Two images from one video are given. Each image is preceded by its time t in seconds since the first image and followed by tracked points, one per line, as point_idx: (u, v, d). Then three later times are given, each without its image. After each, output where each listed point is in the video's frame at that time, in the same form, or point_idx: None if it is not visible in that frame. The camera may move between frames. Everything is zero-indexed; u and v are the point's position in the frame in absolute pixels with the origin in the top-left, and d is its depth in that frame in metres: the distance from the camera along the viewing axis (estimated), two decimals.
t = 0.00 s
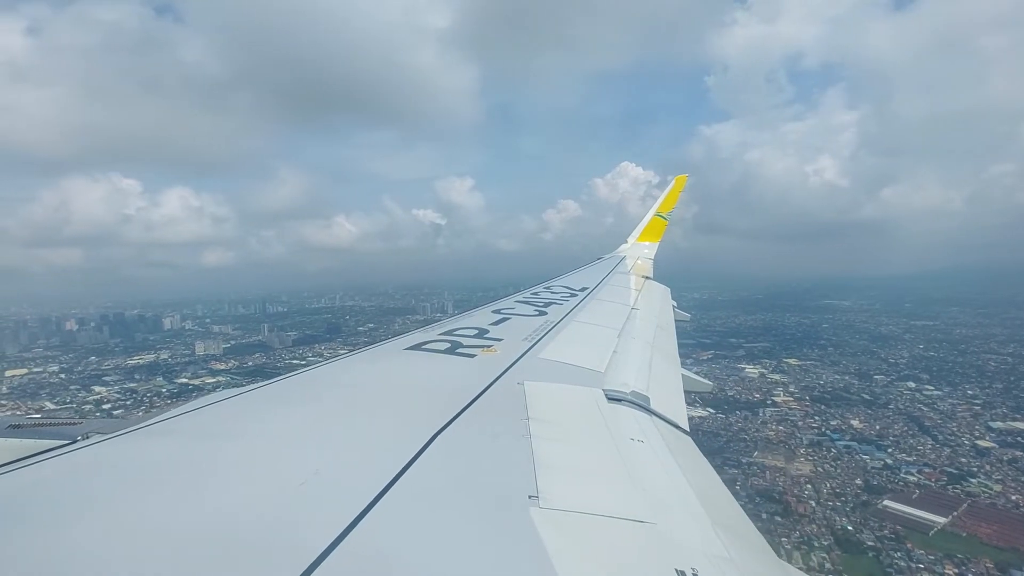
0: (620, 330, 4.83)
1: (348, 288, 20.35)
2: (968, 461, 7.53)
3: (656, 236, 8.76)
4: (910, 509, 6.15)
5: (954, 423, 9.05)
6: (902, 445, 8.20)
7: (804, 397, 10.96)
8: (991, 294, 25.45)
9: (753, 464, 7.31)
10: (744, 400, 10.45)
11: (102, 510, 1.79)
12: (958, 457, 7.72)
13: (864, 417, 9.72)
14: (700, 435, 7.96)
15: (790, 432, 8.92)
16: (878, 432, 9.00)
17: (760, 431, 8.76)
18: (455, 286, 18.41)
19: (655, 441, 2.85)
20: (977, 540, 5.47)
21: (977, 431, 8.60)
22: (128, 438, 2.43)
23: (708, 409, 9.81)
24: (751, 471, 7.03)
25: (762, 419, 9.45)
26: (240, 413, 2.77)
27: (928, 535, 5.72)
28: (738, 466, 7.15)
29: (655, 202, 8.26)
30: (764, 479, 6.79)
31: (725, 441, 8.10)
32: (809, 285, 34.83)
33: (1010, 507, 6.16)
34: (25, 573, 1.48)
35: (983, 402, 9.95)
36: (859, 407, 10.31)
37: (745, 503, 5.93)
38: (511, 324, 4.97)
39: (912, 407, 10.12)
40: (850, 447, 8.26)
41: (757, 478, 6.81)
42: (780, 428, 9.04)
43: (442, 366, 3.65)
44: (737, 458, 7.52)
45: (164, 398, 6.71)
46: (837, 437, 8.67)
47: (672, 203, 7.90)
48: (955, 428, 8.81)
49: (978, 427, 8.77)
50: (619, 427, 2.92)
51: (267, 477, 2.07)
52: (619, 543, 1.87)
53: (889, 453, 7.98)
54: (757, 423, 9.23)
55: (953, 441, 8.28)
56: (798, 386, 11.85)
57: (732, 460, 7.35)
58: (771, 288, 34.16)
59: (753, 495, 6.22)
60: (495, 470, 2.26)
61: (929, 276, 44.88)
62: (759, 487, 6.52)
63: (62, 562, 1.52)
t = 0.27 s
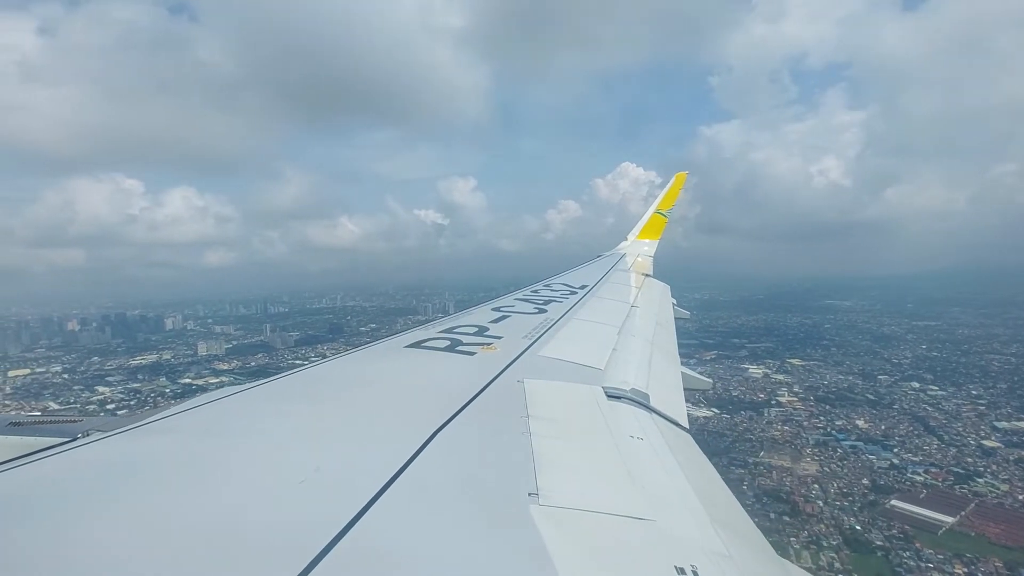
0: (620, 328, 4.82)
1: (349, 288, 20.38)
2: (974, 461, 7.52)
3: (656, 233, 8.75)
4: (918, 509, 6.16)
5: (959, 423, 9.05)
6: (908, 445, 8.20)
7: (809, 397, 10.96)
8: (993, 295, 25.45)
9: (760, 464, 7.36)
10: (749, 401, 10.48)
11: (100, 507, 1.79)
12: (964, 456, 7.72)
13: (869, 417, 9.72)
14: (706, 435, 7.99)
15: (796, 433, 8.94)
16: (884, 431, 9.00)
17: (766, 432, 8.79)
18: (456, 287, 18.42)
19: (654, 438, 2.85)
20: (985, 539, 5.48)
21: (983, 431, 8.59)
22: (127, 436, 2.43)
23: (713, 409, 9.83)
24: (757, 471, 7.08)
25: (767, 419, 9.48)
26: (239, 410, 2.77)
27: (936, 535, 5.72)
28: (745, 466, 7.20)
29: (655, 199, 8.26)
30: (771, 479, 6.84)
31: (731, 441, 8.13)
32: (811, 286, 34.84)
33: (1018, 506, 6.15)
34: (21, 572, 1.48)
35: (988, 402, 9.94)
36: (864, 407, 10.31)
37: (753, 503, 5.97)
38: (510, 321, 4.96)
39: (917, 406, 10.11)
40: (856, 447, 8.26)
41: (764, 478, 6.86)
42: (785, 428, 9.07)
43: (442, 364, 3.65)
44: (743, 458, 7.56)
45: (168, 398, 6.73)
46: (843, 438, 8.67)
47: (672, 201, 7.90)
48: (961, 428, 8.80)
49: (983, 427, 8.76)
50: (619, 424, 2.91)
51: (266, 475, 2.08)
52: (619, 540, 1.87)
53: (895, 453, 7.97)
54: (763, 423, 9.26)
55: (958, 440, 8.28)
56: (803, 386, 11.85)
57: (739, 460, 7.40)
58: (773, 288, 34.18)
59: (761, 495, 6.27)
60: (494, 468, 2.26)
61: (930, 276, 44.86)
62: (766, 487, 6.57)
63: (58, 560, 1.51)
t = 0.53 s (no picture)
0: (620, 326, 4.82)
1: (351, 289, 20.38)
2: (982, 461, 7.51)
3: (656, 231, 8.76)
4: (926, 508, 6.16)
5: (965, 423, 9.03)
6: (915, 445, 8.18)
7: (814, 397, 10.95)
8: (996, 295, 25.42)
9: (767, 464, 7.42)
10: (754, 401, 10.50)
11: (100, 505, 1.80)
12: (971, 456, 7.71)
13: (875, 418, 9.70)
14: (713, 436, 8.03)
15: (802, 433, 8.93)
16: (890, 431, 8.99)
17: (772, 432, 8.80)
18: (458, 286, 18.41)
19: (654, 436, 2.86)
20: (994, 539, 5.48)
21: (989, 431, 8.57)
22: (128, 433, 2.43)
23: (718, 408, 9.86)
24: (765, 471, 7.15)
25: (773, 419, 9.52)
26: (238, 408, 2.78)
27: (946, 535, 5.71)
28: (753, 466, 7.26)
29: (655, 197, 8.26)
30: (779, 479, 6.92)
31: (737, 441, 8.17)
32: (813, 287, 34.82)
33: None
34: (20, 571, 1.48)
35: (993, 402, 9.93)
36: (869, 407, 10.29)
37: (762, 503, 6.09)
38: (510, 319, 4.96)
39: (922, 407, 10.10)
40: (863, 447, 8.26)
41: (772, 479, 6.92)
42: (791, 429, 9.09)
43: (442, 362, 3.65)
44: (750, 458, 7.62)
45: (172, 397, 6.74)
46: (849, 437, 8.67)
47: (672, 199, 7.90)
48: (967, 428, 8.78)
49: (990, 428, 8.74)
50: (619, 422, 2.92)
51: (267, 472, 2.09)
52: (618, 537, 1.88)
53: (902, 453, 7.96)
54: (768, 423, 9.27)
55: (965, 440, 8.26)
56: (807, 386, 11.85)
57: (747, 459, 7.48)
58: (775, 289, 34.16)
59: (769, 495, 6.34)
60: (494, 466, 2.27)
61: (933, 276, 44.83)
62: (774, 487, 6.65)
63: (58, 558, 1.52)
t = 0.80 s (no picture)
0: (620, 326, 4.82)
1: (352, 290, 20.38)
2: (989, 461, 7.49)
3: (656, 230, 8.76)
4: (935, 508, 6.15)
5: (971, 423, 9.01)
6: (921, 445, 8.17)
7: (819, 398, 10.94)
8: (999, 296, 25.37)
9: (774, 465, 7.44)
10: (759, 402, 10.52)
11: (100, 505, 1.80)
12: (978, 456, 7.69)
13: (880, 419, 9.68)
14: (719, 436, 8.07)
15: (808, 433, 8.93)
16: (896, 432, 8.98)
17: (778, 433, 8.81)
18: (459, 287, 18.41)
19: (654, 436, 2.85)
20: (1004, 539, 5.47)
21: (996, 432, 8.55)
22: (128, 433, 2.44)
23: (723, 409, 9.87)
24: (772, 472, 7.18)
25: (779, 420, 9.53)
26: (238, 408, 2.78)
27: (955, 535, 5.70)
28: (760, 467, 7.28)
29: (655, 197, 8.26)
30: (787, 480, 6.95)
31: (743, 442, 8.18)
32: (815, 287, 34.78)
33: None
34: (19, 570, 1.48)
35: (998, 403, 9.91)
36: (874, 408, 10.27)
37: (770, 504, 6.14)
38: (510, 319, 4.96)
39: (928, 407, 10.08)
40: (869, 447, 8.24)
41: (779, 480, 6.94)
42: (797, 429, 9.09)
43: (442, 361, 3.65)
44: (758, 458, 7.65)
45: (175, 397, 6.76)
46: (856, 438, 8.66)
47: (672, 198, 7.90)
48: (973, 428, 8.76)
49: (995, 428, 8.72)
50: (619, 422, 2.92)
51: (268, 472, 2.09)
52: (618, 537, 1.88)
53: (908, 453, 7.95)
54: (774, 424, 9.28)
55: (972, 441, 8.24)
56: (812, 387, 11.83)
57: (753, 460, 7.52)
58: (777, 290, 34.13)
59: (777, 496, 6.37)
60: (494, 465, 2.27)
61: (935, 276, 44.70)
62: (782, 487, 6.69)
63: (56, 557, 1.52)
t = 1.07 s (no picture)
0: (620, 326, 4.82)
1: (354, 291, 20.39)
2: (996, 462, 7.47)
3: (656, 231, 8.76)
4: (944, 509, 6.13)
5: (977, 424, 8.99)
6: (928, 446, 8.14)
7: (825, 399, 10.93)
8: (1002, 297, 25.34)
9: (782, 466, 7.45)
10: (765, 402, 10.52)
11: (100, 505, 1.81)
12: (985, 457, 7.67)
13: (886, 420, 9.66)
14: (726, 438, 8.10)
15: (814, 434, 8.91)
16: (903, 432, 8.96)
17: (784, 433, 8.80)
18: (461, 288, 18.41)
19: (654, 436, 2.85)
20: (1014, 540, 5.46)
21: (1003, 433, 8.53)
22: (128, 434, 2.44)
23: (728, 410, 9.86)
24: (780, 472, 7.20)
25: (785, 421, 9.52)
26: (238, 408, 2.79)
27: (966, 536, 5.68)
28: (768, 467, 7.30)
29: (656, 198, 8.26)
30: (795, 480, 6.96)
31: (750, 443, 8.18)
32: (818, 288, 34.74)
33: None
34: (20, 570, 1.49)
35: (1004, 403, 9.88)
36: (879, 408, 10.25)
37: (779, 504, 6.17)
38: (510, 320, 4.96)
39: (933, 408, 10.06)
40: (876, 448, 8.23)
41: (788, 480, 6.96)
42: (803, 430, 9.08)
43: (443, 362, 3.65)
44: (765, 459, 7.67)
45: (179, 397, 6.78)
46: (863, 438, 8.64)
47: (672, 199, 7.90)
48: (980, 429, 8.74)
49: (1001, 429, 8.71)
50: (619, 422, 2.91)
51: (269, 472, 2.09)
52: (618, 538, 1.88)
53: (916, 454, 7.93)
54: (780, 425, 9.28)
55: (979, 441, 8.22)
56: (817, 388, 11.81)
57: (761, 461, 7.53)
58: (779, 291, 34.10)
59: (786, 497, 6.39)
60: (493, 466, 2.27)
61: (937, 277, 44.68)
62: (790, 488, 6.72)
63: (55, 556, 1.53)
